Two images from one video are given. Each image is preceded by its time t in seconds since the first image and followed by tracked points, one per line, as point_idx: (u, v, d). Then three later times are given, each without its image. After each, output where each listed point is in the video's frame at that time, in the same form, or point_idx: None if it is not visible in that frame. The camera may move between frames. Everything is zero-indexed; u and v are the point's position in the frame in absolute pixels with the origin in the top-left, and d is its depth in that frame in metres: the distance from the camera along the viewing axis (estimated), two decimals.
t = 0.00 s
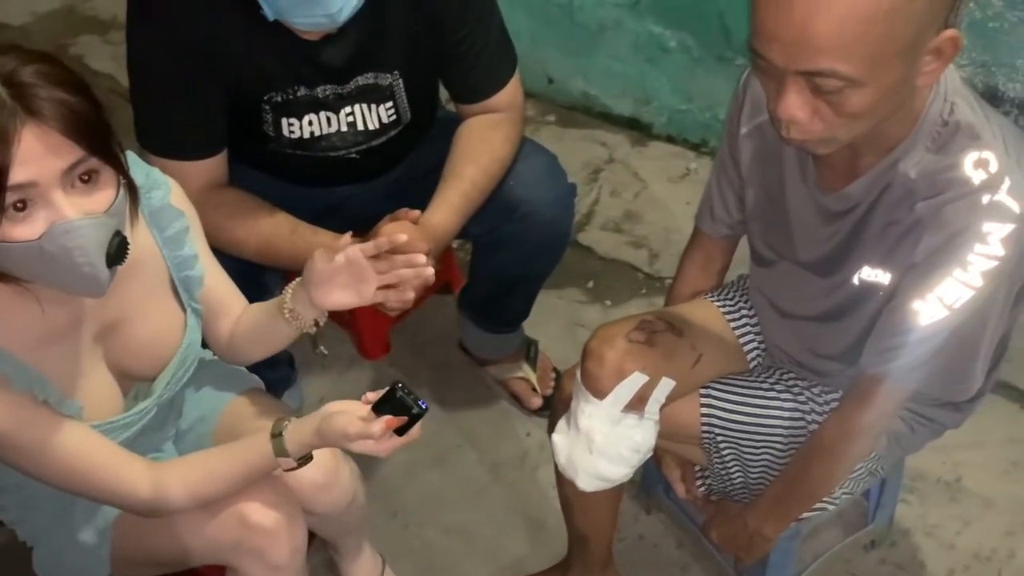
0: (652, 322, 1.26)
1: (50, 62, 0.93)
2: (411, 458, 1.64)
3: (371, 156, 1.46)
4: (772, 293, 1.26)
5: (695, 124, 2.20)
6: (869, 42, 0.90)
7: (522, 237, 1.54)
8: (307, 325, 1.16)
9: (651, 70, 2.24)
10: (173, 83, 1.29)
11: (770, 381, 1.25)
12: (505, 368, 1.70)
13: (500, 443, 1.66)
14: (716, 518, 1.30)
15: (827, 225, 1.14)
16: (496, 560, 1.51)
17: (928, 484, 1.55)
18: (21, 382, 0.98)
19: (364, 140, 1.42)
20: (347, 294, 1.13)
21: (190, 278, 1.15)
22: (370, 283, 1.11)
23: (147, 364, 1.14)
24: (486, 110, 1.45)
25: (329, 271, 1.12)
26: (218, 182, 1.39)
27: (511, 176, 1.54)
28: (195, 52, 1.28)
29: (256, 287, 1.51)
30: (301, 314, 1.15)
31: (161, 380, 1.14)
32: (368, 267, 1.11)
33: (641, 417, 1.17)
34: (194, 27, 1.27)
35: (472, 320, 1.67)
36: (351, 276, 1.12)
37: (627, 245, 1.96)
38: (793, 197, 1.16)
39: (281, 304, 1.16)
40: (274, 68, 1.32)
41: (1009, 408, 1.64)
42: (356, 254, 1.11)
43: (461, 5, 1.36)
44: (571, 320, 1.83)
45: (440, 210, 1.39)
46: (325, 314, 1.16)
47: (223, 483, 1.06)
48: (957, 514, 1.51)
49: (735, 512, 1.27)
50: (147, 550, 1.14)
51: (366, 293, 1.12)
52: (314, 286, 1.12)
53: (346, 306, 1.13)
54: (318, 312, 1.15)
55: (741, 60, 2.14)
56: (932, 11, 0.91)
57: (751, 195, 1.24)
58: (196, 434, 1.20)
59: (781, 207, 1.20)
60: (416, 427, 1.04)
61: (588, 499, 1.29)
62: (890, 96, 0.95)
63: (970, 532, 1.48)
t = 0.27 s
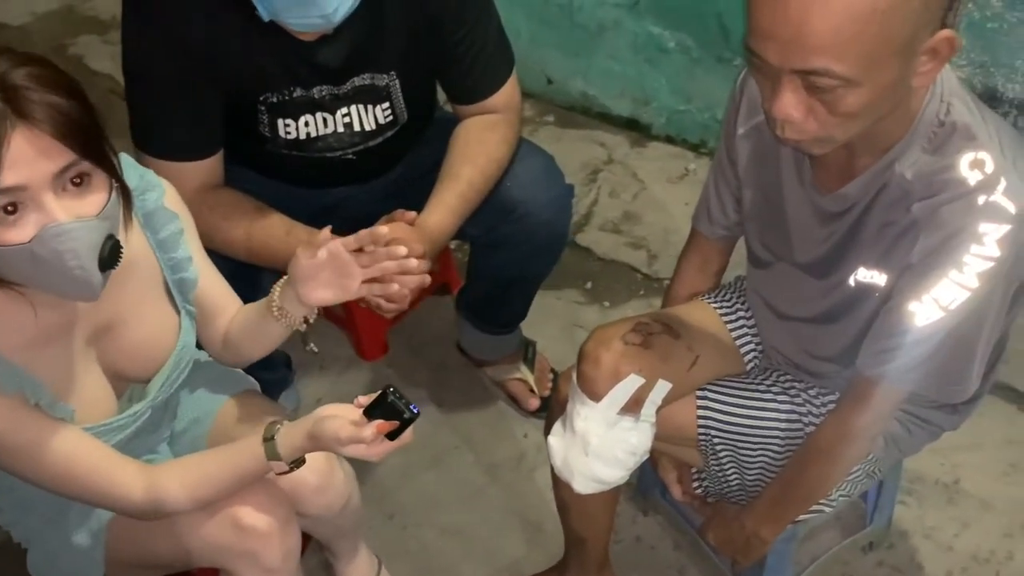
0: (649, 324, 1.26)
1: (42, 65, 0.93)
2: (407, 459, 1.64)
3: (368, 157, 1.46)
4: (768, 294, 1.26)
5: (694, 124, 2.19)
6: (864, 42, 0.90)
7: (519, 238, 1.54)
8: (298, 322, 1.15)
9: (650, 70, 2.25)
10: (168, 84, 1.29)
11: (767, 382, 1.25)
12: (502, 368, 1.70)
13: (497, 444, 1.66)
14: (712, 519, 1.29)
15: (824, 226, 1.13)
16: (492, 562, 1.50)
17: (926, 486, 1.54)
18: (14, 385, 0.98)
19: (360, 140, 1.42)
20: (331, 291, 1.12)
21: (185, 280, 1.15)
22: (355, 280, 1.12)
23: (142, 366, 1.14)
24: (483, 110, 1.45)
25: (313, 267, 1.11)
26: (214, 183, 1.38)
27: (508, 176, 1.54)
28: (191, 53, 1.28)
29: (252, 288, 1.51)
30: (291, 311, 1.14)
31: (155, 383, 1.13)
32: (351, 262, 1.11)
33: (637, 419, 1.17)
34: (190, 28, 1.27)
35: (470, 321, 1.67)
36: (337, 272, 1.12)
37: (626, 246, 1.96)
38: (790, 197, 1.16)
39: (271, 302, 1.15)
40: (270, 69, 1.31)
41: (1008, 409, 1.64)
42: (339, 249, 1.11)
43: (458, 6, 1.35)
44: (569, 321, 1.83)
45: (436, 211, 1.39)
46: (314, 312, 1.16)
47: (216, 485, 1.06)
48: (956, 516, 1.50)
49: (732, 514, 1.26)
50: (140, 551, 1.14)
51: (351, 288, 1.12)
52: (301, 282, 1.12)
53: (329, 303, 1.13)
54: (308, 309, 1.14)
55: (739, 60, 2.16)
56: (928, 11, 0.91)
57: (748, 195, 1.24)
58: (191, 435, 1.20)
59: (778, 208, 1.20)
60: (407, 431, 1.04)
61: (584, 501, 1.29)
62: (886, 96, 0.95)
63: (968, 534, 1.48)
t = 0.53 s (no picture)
0: (648, 326, 1.25)
1: (40, 64, 0.93)
2: (405, 459, 1.64)
3: (367, 156, 1.46)
4: (767, 296, 1.25)
5: (695, 125, 2.20)
6: (861, 43, 0.89)
7: (518, 238, 1.53)
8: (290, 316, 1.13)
9: (651, 72, 2.20)
10: (166, 82, 1.29)
11: (765, 385, 1.24)
12: (501, 369, 1.69)
13: (496, 444, 1.65)
14: (711, 522, 1.29)
15: (822, 228, 1.13)
16: (490, 563, 1.50)
17: (926, 489, 1.54)
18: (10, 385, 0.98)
19: (360, 140, 1.42)
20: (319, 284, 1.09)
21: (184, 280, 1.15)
22: (343, 270, 1.08)
23: (140, 365, 1.14)
24: (482, 110, 1.45)
25: (301, 259, 1.08)
26: (213, 182, 1.38)
27: (508, 176, 1.54)
28: (188, 51, 1.28)
29: (251, 287, 1.50)
30: (283, 306, 1.12)
31: (152, 383, 1.13)
32: (338, 253, 1.07)
33: (635, 421, 1.16)
34: (188, 27, 1.26)
35: (469, 321, 1.66)
36: (324, 263, 1.08)
37: (626, 247, 1.95)
38: (789, 199, 1.15)
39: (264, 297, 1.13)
40: (268, 68, 1.31)
41: (1009, 412, 1.63)
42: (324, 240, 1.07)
43: (457, 4, 1.35)
44: (568, 321, 1.82)
45: (435, 211, 1.39)
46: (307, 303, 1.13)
47: (212, 486, 1.06)
48: (956, 519, 1.50)
49: (731, 516, 1.25)
50: (136, 551, 1.13)
51: (338, 278, 1.08)
52: (291, 277, 1.09)
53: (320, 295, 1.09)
54: (300, 302, 1.13)
55: (741, 61, 2.03)
56: (927, 13, 0.90)
57: (747, 196, 1.23)
58: (188, 435, 1.20)
59: (777, 209, 1.19)
60: (403, 433, 1.03)
61: (581, 502, 1.28)
62: (884, 97, 0.94)
63: (968, 538, 1.47)
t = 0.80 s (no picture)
0: (655, 328, 1.25)
1: (51, 58, 0.93)
2: (411, 456, 1.64)
3: (376, 154, 1.45)
4: (774, 298, 1.25)
5: (704, 124, 2.19)
6: (873, 45, 0.89)
7: (526, 237, 1.53)
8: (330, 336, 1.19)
9: (661, 71, 2.19)
10: (174, 77, 1.28)
11: (772, 388, 1.24)
12: (507, 368, 1.69)
13: (501, 443, 1.65)
14: (717, 524, 1.28)
15: (831, 232, 1.12)
16: (494, 562, 1.50)
17: (933, 494, 1.53)
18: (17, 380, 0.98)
19: (369, 137, 1.42)
20: (390, 308, 1.14)
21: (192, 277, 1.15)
22: (418, 306, 1.14)
23: (147, 361, 1.14)
24: (490, 109, 1.44)
25: (379, 281, 1.15)
26: (221, 178, 1.38)
27: (516, 175, 1.53)
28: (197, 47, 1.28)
29: (258, 283, 1.50)
30: (329, 323, 1.18)
31: (159, 379, 1.13)
32: (417, 283, 1.14)
33: (641, 423, 1.16)
34: (198, 23, 1.26)
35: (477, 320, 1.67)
36: (399, 290, 1.14)
37: (634, 246, 1.95)
38: (798, 202, 1.15)
39: (314, 310, 1.19)
40: (278, 64, 1.31)
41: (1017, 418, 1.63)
42: (417, 272, 1.14)
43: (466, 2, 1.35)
44: (575, 321, 1.82)
45: (443, 210, 1.38)
46: (352, 327, 1.19)
47: (217, 482, 1.06)
48: (963, 524, 1.49)
49: (737, 519, 1.25)
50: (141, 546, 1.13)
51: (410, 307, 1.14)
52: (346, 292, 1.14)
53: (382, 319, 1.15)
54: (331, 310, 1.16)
55: (752, 61, 2.03)
56: (939, 15, 0.90)
57: (755, 198, 1.23)
58: (194, 431, 1.20)
59: (786, 212, 1.19)
60: (410, 431, 1.03)
61: (587, 503, 1.28)
62: (895, 100, 0.94)
63: (975, 543, 1.46)
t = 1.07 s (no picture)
0: (671, 329, 1.24)
1: (69, 46, 0.94)
2: (421, 453, 1.63)
3: (391, 150, 1.45)
4: (790, 301, 1.24)
5: (721, 125, 2.17)
6: (899, 47, 0.88)
7: (540, 235, 1.53)
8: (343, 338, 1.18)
9: (677, 72, 2.25)
10: (191, 71, 1.28)
11: (786, 392, 1.23)
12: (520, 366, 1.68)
13: (512, 442, 1.65)
14: (728, 527, 1.28)
15: (850, 235, 1.11)
16: (504, 561, 1.49)
17: (945, 500, 1.52)
18: (34, 370, 0.98)
19: (385, 133, 1.41)
20: (402, 315, 1.13)
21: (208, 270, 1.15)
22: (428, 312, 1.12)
23: (162, 353, 1.14)
24: (507, 106, 1.44)
25: (393, 287, 1.13)
26: (236, 172, 1.38)
27: (531, 174, 1.53)
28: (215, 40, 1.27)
29: (271, 278, 1.50)
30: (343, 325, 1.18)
31: (174, 371, 1.13)
32: (428, 289, 1.12)
33: (654, 425, 1.16)
34: (216, 15, 1.26)
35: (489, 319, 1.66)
36: (411, 296, 1.12)
37: (648, 246, 1.94)
38: (816, 205, 1.14)
39: (327, 311, 1.18)
40: (295, 59, 1.30)
41: None
42: (429, 279, 1.12)
43: None
44: (588, 320, 1.81)
45: (458, 207, 1.38)
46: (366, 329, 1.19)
47: (230, 476, 1.05)
48: (976, 532, 1.48)
49: (748, 523, 1.24)
50: (152, 539, 1.13)
51: (421, 314, 1.12)
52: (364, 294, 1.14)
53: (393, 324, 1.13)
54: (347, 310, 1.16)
55: (769, 61, 2.16)
56: (966, 17, 0.89)
57: (773, 200, 1.22)
58: (207, 424, 1.20)
59: (805, 215, 1.18)
60: (425, 429, 1.03)
61: (598, 504, 1.27)
62: (919, 104, 0.93)
63: (988, 551, 1.45)
